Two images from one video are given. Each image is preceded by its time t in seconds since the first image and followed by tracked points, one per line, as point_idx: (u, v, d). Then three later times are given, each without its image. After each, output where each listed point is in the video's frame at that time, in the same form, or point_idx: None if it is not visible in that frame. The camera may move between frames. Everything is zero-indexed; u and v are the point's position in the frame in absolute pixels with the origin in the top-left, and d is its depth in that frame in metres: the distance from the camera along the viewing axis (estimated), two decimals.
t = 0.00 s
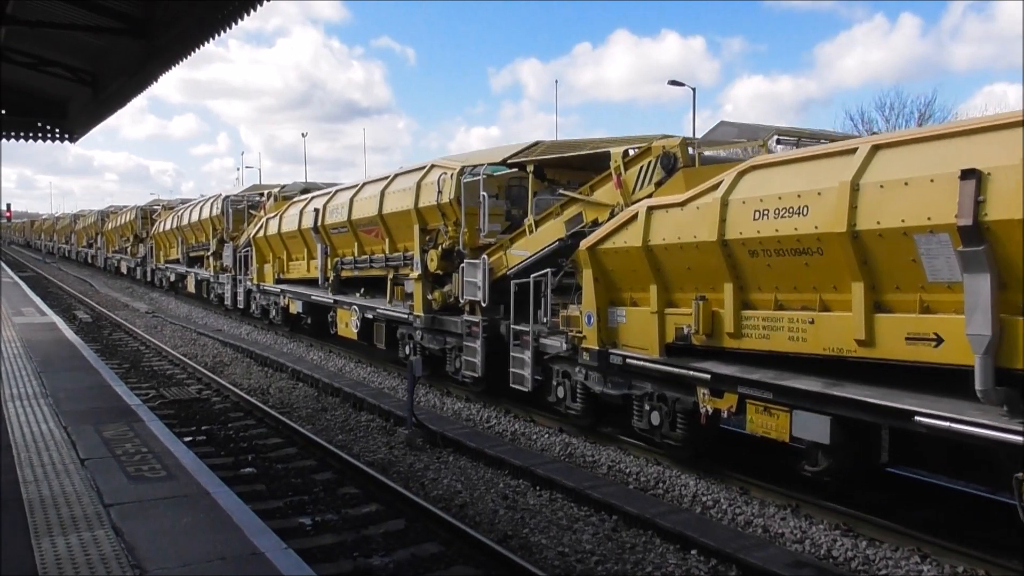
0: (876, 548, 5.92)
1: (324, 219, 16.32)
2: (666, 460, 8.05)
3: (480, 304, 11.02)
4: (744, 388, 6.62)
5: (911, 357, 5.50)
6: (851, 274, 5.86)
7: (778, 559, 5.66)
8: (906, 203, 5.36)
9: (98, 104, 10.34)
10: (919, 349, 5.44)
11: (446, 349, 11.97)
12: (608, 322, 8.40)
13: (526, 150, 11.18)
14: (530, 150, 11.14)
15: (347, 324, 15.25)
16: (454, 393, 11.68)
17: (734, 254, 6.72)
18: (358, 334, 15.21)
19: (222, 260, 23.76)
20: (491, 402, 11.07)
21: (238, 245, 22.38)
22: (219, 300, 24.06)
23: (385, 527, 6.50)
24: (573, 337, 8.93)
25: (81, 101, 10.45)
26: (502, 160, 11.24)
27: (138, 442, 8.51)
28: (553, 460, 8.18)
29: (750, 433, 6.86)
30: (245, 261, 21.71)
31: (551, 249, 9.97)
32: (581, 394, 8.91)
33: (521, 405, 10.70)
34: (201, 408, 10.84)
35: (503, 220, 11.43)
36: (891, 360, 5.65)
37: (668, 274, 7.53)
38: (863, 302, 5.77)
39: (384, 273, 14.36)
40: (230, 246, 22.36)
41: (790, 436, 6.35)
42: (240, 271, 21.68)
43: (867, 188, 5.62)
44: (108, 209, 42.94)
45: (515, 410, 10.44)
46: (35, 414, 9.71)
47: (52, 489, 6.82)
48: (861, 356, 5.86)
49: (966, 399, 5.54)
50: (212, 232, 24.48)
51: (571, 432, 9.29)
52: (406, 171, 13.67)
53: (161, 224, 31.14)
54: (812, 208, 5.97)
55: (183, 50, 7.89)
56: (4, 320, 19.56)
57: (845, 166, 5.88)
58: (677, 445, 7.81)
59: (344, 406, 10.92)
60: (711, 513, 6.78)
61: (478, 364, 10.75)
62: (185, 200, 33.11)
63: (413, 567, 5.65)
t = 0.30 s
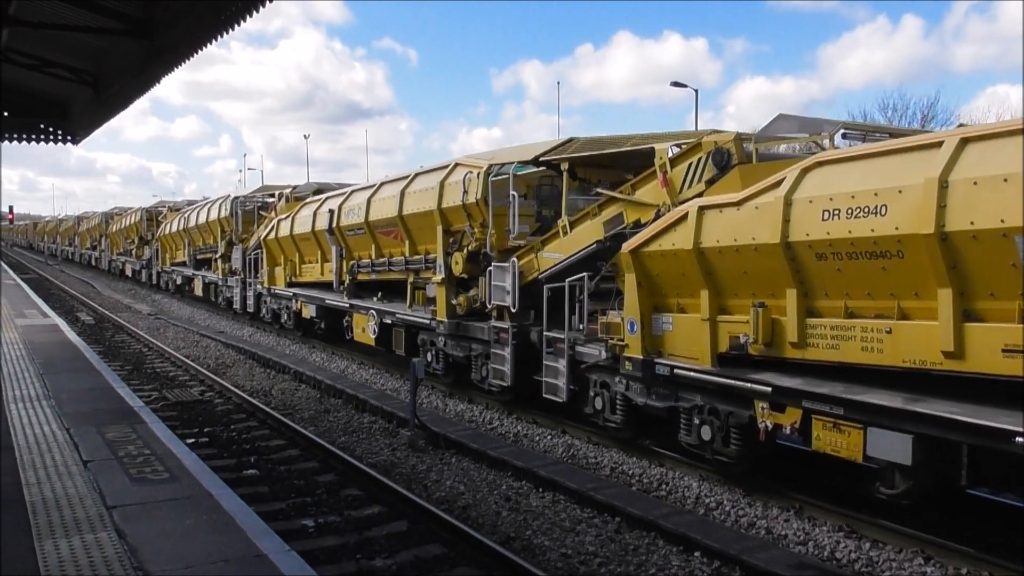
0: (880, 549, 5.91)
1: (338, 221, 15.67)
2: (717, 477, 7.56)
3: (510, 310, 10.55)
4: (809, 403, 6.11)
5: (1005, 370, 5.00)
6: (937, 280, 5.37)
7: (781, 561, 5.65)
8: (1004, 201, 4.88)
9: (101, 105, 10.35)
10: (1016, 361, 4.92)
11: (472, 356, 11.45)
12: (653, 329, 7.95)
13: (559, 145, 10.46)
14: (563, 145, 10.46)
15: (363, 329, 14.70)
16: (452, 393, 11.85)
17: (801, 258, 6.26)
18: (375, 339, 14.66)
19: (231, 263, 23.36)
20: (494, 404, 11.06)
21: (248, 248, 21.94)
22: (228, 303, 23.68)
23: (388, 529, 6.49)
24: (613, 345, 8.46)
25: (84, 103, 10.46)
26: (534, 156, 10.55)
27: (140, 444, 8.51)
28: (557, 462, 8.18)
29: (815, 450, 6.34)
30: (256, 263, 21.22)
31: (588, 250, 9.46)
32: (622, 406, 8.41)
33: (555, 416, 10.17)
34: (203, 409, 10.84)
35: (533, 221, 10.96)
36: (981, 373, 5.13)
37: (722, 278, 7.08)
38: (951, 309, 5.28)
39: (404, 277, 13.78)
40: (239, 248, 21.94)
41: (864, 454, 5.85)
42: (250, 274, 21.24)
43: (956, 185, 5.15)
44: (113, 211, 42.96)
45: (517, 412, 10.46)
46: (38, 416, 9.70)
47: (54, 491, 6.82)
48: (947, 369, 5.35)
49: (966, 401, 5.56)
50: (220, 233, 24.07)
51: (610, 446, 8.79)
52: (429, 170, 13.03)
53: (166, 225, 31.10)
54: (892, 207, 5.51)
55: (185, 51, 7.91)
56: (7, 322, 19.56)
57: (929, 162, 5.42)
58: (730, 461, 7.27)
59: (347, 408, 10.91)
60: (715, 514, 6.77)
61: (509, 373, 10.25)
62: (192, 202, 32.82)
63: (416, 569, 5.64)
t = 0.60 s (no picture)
0: (881, 551, 5.92)
1: (352, 222, 15.01)
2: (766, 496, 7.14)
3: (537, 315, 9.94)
4: (873, 417, 5.78)
5: None
6: None
7: (782, 563, 5.65)
8: None
9: (102, 108, 10.37)
10: None
11: (494, 364, 10.93)
12: (695, 337, 7.50)
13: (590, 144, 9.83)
14: (594, 143, 9.83)
15: (378, 335, 14.09)
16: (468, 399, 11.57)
17: (864, 262, 5.81)
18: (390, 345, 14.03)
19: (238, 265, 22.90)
20: (494, 406, 11.07)
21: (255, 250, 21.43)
22: (235, 306, 23.21)
23: (390, 530, 6.50)
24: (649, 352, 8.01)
25: (85, 105, 10.48)
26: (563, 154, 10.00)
27: (142, 446, 8.51)
28: (558, 463, 8.17)
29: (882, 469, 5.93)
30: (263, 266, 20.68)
31: (622, 253, 8.72)
32: (659, 417, 7.96)
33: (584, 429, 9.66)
34: (204, 411, 10.84)
35: (561, 222, 10.46)
36: None
37: (772, 283, 6.64)
38: None
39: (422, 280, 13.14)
40: (247, 251, 21.49)
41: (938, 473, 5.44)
42: (258, 277, 20.68)
43: None
44: (115, 213, 43.02)
45: (518, 414, 10.46)
46: (40, 418, 9.70)
47: (55, 493, 6.82)
48: None
49: (964, 405, 5.58)
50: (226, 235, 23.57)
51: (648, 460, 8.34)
52: (449, 169, 12.35)
53: (168, 228, 31.13)
54: (973, 207, 5.07)
55: (185, 53, 7.91)
56: (9, 325, 19.52)
57: (1013, 157, 4.97)
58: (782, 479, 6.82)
59: (348, 410, 10.91)
60: (716, 516, 6.77)
61: (537, 382, 9.67)
62: (197, 204, 32.53)
63: (417, 571, 5.64)
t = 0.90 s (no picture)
0: (880, 552, 5.92)
1: (365, 222, 14.24)
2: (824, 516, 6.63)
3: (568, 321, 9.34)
4: (957, 435, 5.27)
5: None
6: None
7: (781, 564, 5.65)
8: None
9: (100, 109, 10.36)
10: None
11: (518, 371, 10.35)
12: (746, 347, 6.92)
13: (624, 140, 9.24)
14: (628, 140, 9.20)
15: (393, 341, 13.37)
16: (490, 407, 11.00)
17: (946, 266, 5.28)
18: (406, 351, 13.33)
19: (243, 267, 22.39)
20: (493, 406, 11.04)
21: (261, 251, 20.84)
22: (239, 309, 22.68)
23: (388, 532, 6.49)
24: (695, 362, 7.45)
25: (83, 106, 10.47)
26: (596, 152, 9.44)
27: (140, 448, 8.48)
28: (556, 465, 8.15)
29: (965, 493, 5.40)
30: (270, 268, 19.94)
31: (664, 256, 8.10)
32: (705, 431, 7.42)
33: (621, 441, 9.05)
34: (203, 413, 10.82)
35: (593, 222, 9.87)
36: None
37: (837, 287, 6.07)
38: None
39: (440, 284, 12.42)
40: (253, 253, 20.94)
41: None
42: (265, 279, 19.98)
43: None
44: (115, 215, 43.00)
45: (517, 415, 10.48)
46: (38, 420, 9.68)
47: (54, 495, 6.80)
48: None
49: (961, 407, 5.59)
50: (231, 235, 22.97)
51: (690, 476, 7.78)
52: (470, 166, 11.59)
53: (169, 229, 31.09)
54: None
55: (184, 54, 7.92)
56: (6, 327, 19.51)
57: None
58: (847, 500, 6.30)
59: (346, 411, 10.89)
60: (715, 517, 6.76)
61: (568, 393, 9.03)
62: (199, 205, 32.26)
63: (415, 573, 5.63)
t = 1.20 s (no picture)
0: (882, 552, 5.92)
1: (381, 222, 13.70)
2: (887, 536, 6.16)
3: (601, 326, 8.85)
4: None
5: None
6: None
7: (782, 564, 5.65)
8: None
9: (102, 110, 10.37)
10: None
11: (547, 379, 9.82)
12: (804, 354, 6.43)
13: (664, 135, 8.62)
14: (667, 136, 8.58)
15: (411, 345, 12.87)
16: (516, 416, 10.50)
17: None
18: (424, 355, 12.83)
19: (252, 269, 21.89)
20: (495, 406, 11.05)
21: (270, 252, 20.37)
22: (247, 312, 22.39)
23: (390, 532, 6.49)
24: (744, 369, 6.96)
25: (85, 107, 10.48)
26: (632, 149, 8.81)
27: (142, 448, 8.50)
28: (558, 465, 8.16)
29: None
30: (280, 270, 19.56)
31: (708, 258, 7.56)
32: (754, 444, 6.94)
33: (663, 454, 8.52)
34: (205, 413, 10.84)
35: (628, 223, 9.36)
36: None
37: (907, 290, 5.60)
38: None
39: (461, 286, 11.91)
40: (262, 254, 20.41)
41: None
42: (274, 281, 19.49)
43: None
44: (119, 215, 43.08)
45: (518, 415, 10.50)
46: (40, 420, 9.70)
47: (56, 496, 6.81)
48: None
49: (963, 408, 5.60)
50: (239, 235, 22.49)
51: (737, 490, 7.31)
52: (495, 163, 11.11)
53: (174, 229, 31.12)
54: None
55: (186, 54, 7.93)
56: (8, 326, 19.63)
57: None
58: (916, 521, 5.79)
59: (348, 412, 10.90)
60: (717, 517, 6.76)
61: (602, 401, 8.58)
62: (206, 205, 32.06)
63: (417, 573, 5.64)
